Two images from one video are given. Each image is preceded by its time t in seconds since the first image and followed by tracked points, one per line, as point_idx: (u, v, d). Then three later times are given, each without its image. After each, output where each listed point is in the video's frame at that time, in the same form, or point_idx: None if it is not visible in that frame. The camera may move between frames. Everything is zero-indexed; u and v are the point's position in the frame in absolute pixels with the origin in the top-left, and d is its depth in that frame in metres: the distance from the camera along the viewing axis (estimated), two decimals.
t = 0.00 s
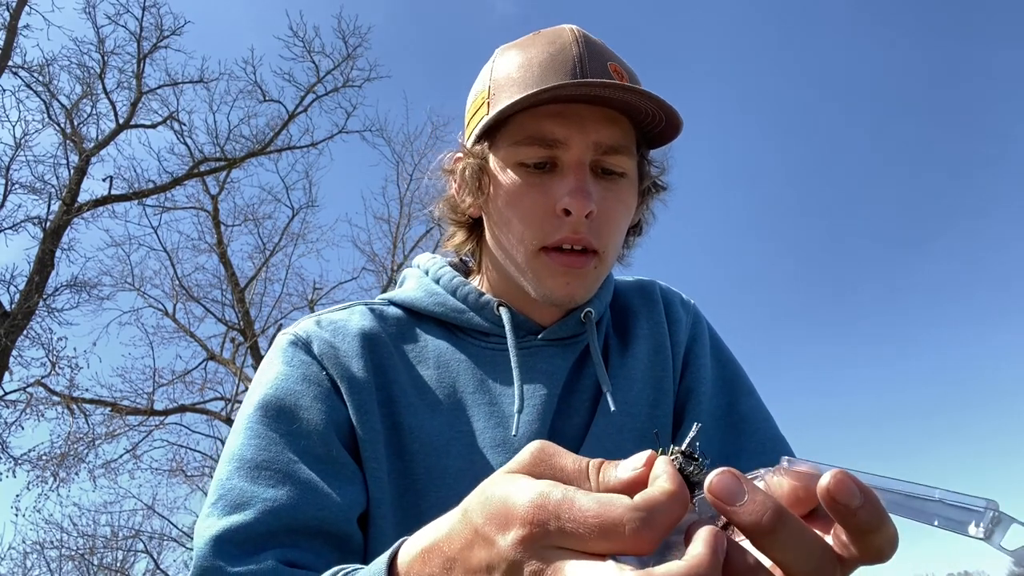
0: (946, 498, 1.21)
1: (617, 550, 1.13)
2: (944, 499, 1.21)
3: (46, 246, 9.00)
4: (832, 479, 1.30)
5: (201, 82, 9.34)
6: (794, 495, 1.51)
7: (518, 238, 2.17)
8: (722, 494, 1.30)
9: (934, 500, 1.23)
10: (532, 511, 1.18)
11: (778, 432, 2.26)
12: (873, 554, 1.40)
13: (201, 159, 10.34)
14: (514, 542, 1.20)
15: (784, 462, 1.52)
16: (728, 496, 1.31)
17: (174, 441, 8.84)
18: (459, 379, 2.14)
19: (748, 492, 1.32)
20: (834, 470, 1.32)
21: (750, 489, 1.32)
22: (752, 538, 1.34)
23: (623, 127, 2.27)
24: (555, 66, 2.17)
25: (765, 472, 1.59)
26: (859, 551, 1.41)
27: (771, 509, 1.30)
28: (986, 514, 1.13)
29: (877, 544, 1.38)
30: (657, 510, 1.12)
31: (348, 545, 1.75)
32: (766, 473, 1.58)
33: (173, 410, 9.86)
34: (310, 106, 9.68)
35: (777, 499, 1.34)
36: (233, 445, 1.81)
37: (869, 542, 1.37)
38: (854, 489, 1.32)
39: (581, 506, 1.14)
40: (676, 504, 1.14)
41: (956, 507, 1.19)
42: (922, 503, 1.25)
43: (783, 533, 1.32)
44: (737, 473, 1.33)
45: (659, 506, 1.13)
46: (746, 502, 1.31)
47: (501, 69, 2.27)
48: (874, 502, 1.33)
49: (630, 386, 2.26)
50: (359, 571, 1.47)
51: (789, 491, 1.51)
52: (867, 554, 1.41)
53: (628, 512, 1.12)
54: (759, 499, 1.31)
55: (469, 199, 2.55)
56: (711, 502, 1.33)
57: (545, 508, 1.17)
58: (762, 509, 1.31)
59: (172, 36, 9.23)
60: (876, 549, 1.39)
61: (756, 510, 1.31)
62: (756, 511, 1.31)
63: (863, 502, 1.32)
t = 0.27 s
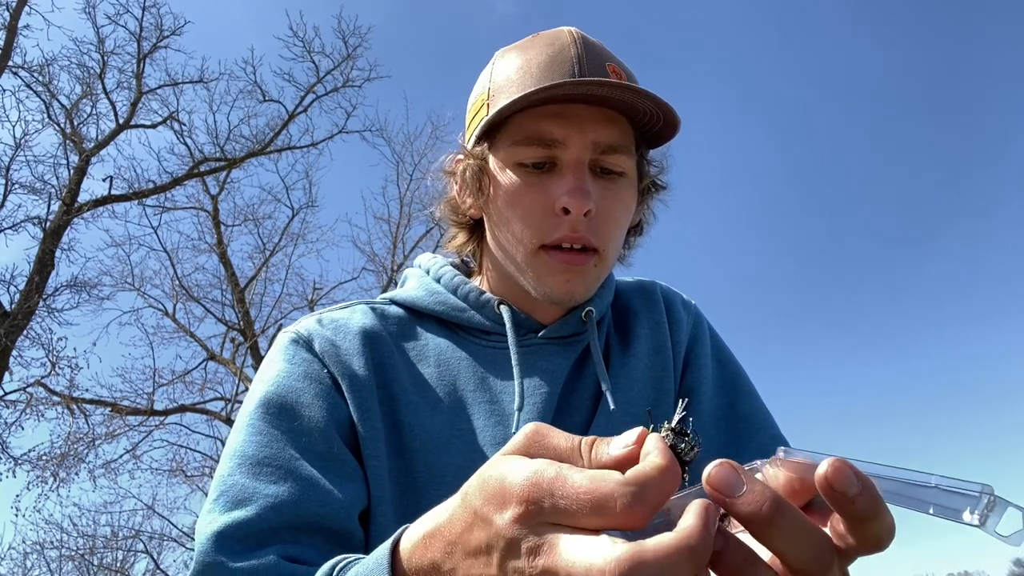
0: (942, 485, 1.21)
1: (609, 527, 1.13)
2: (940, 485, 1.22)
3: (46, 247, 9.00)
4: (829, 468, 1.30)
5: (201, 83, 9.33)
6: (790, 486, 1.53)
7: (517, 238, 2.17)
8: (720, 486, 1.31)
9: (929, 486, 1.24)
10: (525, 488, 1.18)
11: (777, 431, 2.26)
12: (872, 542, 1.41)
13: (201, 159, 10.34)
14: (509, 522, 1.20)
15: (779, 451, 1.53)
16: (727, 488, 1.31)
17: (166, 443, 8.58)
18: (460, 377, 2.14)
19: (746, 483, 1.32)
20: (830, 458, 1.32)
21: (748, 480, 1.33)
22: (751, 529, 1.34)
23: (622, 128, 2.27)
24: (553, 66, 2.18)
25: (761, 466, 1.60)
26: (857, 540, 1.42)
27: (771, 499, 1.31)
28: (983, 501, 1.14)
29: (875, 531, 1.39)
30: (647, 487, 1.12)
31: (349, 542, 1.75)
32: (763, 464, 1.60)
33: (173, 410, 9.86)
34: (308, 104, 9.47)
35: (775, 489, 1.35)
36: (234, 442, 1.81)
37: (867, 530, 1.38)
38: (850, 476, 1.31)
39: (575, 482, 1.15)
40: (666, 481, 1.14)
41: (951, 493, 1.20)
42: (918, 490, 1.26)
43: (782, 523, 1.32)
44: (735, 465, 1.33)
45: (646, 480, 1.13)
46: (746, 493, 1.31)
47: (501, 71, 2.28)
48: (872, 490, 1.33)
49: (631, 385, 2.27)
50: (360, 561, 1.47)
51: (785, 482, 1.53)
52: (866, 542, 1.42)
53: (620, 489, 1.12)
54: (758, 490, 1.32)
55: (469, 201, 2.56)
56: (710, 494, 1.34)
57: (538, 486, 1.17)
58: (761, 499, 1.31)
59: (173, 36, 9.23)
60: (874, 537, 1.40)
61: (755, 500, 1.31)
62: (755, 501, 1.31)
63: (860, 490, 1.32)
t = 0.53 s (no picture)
0: (944, 476, 1.21)
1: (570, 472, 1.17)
2: (941, 477, 1.22)
3: (46, 246, 9.01)
4: (832, 458, 1.30)
5: (201, 83, 9.32)
6: (787, 477, 1.55)
7: (511, 237, 2.18)
8: (719, 476, 1.29)
9: (932, 478, 1.24)
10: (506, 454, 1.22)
11: (776, 430, 2.27)
12: (873, 535, 1.45)
13: (201, 159, 10.34)
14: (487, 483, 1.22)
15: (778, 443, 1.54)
16: (725, 480, 1.30)
17: (167, 442, 8.48)
18: (460, 376, 2.15)
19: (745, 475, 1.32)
20: (833, 448, 1.32)
21: (747, 471, 1.31)
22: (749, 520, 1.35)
23: (615, 126, 2.28)
24: (545, 65, 2.19)
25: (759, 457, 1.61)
26: (858, 532, 1.46)
27: (770, 490, 1.31)
28: (984, 493, 1.14)
29: (877, 523, 1.42)
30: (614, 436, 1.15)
31: (352, 539, 1.76)
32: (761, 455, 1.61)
33: (173, 410, 9.86)
34: (308, 104, 9.26)
35: (774, 480, 1.36)
36: (238, 439, 1.82)
37: (869, 522, 1.41)
38: (852, 466, 1.32)
39: (543, 439, 1.19)
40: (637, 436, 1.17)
41: (954, 486, 1.20)
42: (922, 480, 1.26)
43: (781, 514, 1.34)
44: (734, 455, 1.31)
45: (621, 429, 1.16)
46: (744, 484, 1.31)
47: (495, 72, 2.29)
48: (873, 480, 1.35)
49: (630, 384, 2.28)
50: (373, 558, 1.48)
51: (782, 474, 1.55)
52: (868, 535, 1.46)
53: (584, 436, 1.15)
54: (757, 481, 1.32)
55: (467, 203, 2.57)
56: (707, 483, 1.33)
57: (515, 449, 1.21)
58: (760, 490, 1.32)
59: (172, 37, 9.23)
60: (874, 529, 1.44)
61: (755, 490, 1.31)
62: (755, 491, 1.31)
63: (863, 481, 1.34)
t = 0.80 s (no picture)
0: (946, 480, 1.18)
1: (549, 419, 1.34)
2: (943, 481, 1.18)
3: (46, 246, 8.98)
4: (830, 462, 1.27)
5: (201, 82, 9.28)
6: (782, 479, 1.54)
7: (515, 234, 2.16)
8: (706, 480, 1.29)
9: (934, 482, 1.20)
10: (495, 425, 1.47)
11: (783, 430, 2.23)
12: (871, 543, 1.41)
13: (201, 159, 10.31)
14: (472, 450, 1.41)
15: (773, 445, 1.51)
16: (713, 484, 1.29)
17: (168, 442, 8.41)
18: (463, 376, 2.12)
19: (734, 480, 1.30)
20: (829, 451, 1.30)
21: (736, 475, 1.31)
22: (734, 526, 1.32)
23: (625, 123, 2.24)
24: (557, 59, 2.16)
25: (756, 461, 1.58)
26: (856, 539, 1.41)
27: (760, 495, 1.29)
28: (990, 497, 1.10)
29: (874, 531, 1.37)
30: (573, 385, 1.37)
31: (351, 542, 1.73)
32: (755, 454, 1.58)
33: (173, 410, 9.84)
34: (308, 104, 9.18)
35: (765, 486, 1.33)
36: (237, 439, 1.79)
37: (865, 528, 1.37)
38: (850, 471, 1.29)
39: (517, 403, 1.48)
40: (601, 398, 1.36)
41: (957, 489, 1.16)
42: (921, 482, 1.22)
43: (770, 520, 1.31)
44: (722, 458, 1.32)
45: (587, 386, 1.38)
46: (732, 489, 1.30)
47: (506, 66, 2.26)
48: (871, 485, 1.31)
49: (634, 383, 2.25)
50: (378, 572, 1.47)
51: (777, 476, 1.53)
52: (866, 543, 1.42)
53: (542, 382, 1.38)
54: (747, 486, 1.30)
55: (474, 198, 2.54)
56: (695, 488, 1.32)
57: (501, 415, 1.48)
58: (748, 496, 1.30)
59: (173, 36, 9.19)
60: (873, 537, 1.39)
61: (742, 497, 1.29)
62: (743, 497, 1.29)
63: (859, 485, 1.30)
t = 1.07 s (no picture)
0: (971, 471, 1.12)
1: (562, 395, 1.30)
2: (968, 472, 1.13)
3: (46, 246, 8.94)
4: (850, 455, 1.19)
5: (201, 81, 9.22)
6: (798, 475, 1.46)
7: (528, 225, 2.10)
8: (719, 475, 1.23)
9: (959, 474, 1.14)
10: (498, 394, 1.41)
11: (798, 426, 2.17)
12: (894, 541, 1.32)
13: (201, 159, 10.26)
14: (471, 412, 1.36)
15: (790, 439, 1.45)
16: (726, 479, 1.23)
17: (166, 441, 8.28)
18: (470, 369, 2.06)
19: (748, 475, 1.24)
20: (849, 444, 1.23)
21: (751, 470, 1.24)
22: (749, 523, 1.25)
23: (644, 114, 2.18)
24: (576, 47, 2.10)
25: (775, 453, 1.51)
26: (878, 538, 1.33)
27: (776, 491, 1.22)
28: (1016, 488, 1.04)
29: (898, 528, 1.29)
30: (595, 374, 1.35)
31: (351, 537, 1.67)
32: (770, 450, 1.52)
33: (174, 410, 9.79)
34: (308, 104, 9.10)
35: (781, 481, 1.26)
36: (237, 428, 1.74)
37: (889, 526, 1.29)
38: (871, 464, 1.21)
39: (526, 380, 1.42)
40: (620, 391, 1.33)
41: (982, 481, 1.10)
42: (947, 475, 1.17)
43: (787, 517, 1.24)
44: (737, 453, 1.25)
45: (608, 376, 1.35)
46: (747, 485, 1.23)
47: (522, 52, 2.20)
48: (893, 479, 1.23)
49: (644, 377, 2.19)
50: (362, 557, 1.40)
51: (793, 471, 1.46)
52: (888, 542, 1.33)
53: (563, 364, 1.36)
54: (761, 481, 1.24)
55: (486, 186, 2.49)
56: (709, 483, 1.25)
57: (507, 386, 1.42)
58: (764, 491, 1.23)
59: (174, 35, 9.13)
60: (897, 535, 1.31)
61: (758, 493, 1.23)
62: (758, 492, 1.23)
63: (881, 480, 1.23)
